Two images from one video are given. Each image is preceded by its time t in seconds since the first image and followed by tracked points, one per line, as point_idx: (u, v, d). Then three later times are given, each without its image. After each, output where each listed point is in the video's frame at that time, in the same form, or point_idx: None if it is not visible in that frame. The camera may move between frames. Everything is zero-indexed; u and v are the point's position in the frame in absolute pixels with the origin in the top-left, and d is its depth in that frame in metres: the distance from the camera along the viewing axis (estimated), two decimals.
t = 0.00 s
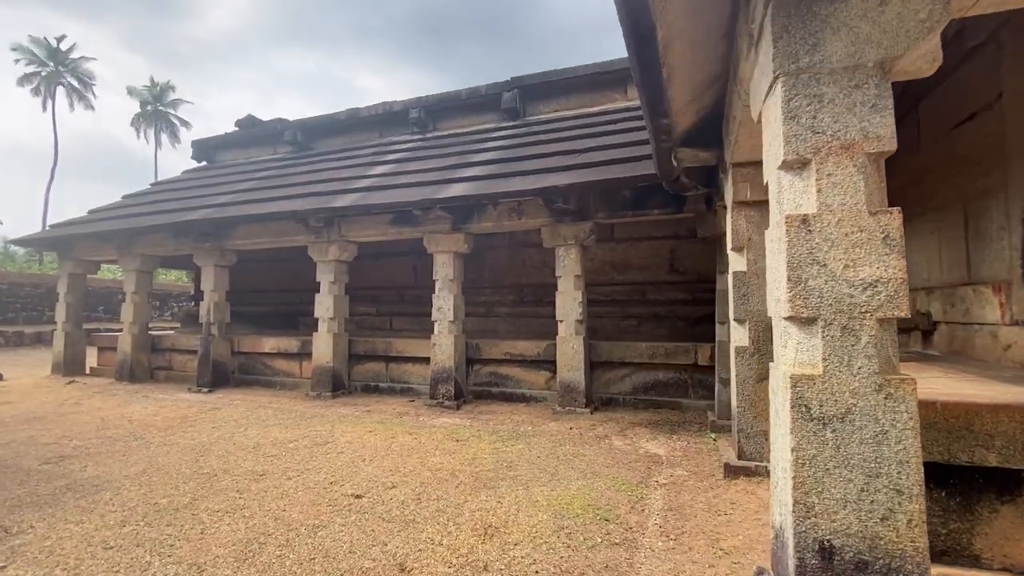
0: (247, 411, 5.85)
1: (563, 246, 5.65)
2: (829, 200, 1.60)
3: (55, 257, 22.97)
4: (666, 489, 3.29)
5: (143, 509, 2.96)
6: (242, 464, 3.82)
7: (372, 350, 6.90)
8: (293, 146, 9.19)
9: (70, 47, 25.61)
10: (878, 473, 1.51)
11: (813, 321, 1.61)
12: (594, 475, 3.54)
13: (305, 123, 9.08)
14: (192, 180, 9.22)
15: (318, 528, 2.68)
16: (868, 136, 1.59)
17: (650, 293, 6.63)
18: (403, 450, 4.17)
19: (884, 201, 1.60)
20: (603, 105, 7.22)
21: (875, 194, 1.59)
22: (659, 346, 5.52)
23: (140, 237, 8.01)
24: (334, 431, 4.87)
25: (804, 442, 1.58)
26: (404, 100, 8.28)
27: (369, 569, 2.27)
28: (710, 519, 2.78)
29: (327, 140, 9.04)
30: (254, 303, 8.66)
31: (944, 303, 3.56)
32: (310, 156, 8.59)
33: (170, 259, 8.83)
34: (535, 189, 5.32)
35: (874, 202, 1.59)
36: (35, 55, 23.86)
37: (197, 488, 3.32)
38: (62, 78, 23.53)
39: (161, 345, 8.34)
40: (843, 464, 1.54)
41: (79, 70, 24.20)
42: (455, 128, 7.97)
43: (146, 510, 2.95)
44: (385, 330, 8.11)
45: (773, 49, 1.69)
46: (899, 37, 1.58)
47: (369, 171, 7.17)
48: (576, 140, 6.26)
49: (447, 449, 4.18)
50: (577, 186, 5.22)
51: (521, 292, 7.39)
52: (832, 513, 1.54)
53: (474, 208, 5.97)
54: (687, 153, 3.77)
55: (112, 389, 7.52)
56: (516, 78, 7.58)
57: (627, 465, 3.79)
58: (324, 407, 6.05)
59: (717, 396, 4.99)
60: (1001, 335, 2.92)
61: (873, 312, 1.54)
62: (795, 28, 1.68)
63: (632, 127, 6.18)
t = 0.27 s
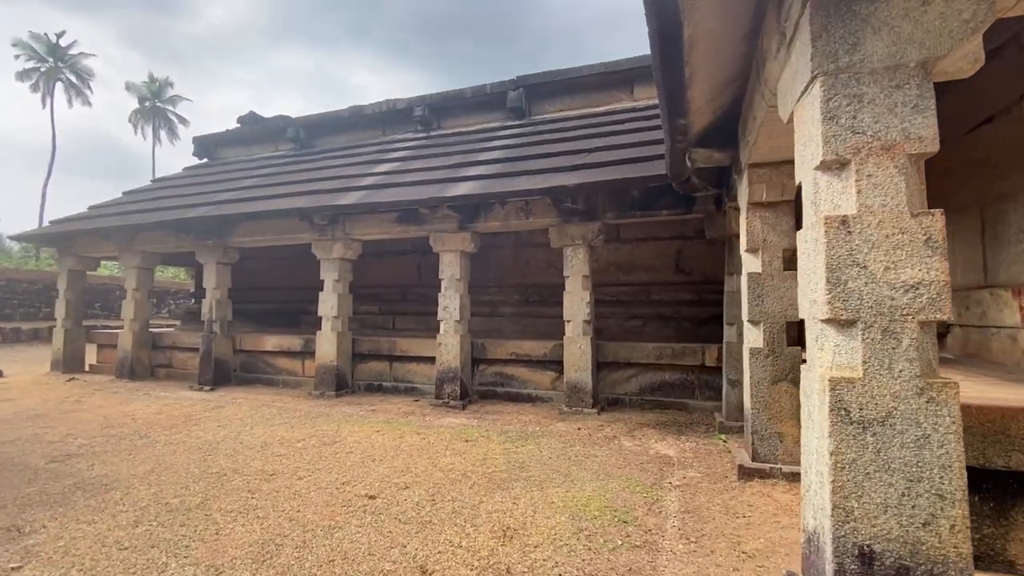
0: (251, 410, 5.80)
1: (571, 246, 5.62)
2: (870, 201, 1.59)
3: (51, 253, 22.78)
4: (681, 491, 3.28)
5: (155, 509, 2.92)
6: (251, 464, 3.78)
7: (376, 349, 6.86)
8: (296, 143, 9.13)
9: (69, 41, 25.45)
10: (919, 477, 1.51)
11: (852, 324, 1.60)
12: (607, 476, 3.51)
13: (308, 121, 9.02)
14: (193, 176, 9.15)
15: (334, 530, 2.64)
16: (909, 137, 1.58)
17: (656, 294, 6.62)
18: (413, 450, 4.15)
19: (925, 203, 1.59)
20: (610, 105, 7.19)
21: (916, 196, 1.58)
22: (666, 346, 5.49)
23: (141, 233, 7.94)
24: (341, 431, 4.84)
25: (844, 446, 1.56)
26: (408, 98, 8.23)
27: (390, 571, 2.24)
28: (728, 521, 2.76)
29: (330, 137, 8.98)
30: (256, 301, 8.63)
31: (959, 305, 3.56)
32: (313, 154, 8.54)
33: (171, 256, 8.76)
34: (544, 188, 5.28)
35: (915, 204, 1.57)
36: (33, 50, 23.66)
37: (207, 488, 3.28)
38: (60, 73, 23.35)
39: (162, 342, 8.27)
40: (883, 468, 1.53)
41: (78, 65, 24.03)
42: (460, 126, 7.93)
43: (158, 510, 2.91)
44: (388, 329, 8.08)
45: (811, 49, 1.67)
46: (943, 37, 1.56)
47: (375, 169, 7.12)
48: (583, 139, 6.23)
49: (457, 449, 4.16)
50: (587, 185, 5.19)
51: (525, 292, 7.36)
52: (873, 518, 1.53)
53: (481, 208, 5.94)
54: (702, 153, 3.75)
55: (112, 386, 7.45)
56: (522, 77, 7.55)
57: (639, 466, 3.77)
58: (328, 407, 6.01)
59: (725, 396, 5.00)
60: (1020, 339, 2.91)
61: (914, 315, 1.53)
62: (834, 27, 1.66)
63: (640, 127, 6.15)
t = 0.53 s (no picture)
0: (256, 410, 5.76)
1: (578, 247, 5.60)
2: (907, 204, 1.58)
3: (47, 251, 22.62)
4: (695, 494, 3.26)
5: (167, 512, 2.88)
6: (261, 465, 3.75)
7: (381, 349, 6.83)
8: (299, 142, 9.09)
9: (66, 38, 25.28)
10: (957, 482, 1.50)
11: (889, 328, 1.59)
12: (621, 479, 3.50)
13: (312, 119, 8.97)
14: (194, 174, 9.09)
15: (351, 533, 2.62)
16: (947, 140, 1.57)
17: (662, 295, 6.61)
18: (422, 451, 4.13)
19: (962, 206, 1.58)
20: (616, 106, 7.18)
21: (954, 200, 1.57)
22: (674, 348, 5.49)
23: (142, 232, 7.88)
24: (348, 432, 4.80)
25: (881, 451, 1.55)
26: (413, 97, 8.20)
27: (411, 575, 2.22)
28: (747, 524, 2.74)
29: (334, 136, 8.94)
30: (258, 300, 8.58)
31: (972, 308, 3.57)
32: (317, 152, 8.50)
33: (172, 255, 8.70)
34: (553, 189, 5.26)
35: (953, 208, 1.56)
36: (29, 46, 23.47)
37: (218, 489, 3.24)
38: (57, 70, 23.17)
39: (163, 342, 8.21)
40: (921, 473, 1.52)
41: (75, 62, 23.85)
42: (465, 126, 7.91)
43: (170, 512, 2.88)
44: (391, 329, 8.05)
45: (848, 51, 1.67)
46: (982, 40, 1.56)
47: (380, 169, 7.08)
48: (591, 140, 6.21)
49: (467, 451, 4.13)
50: (596, 186, 5.18)
51: (530, 293, 7.34)
52: (910, 523, 1.52)
53: (488, 208, 5.91)
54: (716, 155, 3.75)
55: (112, 386, 7.39)
56: (528, 77, 7.53)
57: (651, 468, 3.76)
58: (334, 407, 5.97)
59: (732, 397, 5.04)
60: None
61: (953, 319, 1.52)
62: (870, 29, 1.66)
63: (647, 128, 6.15)
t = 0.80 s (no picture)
0: (258, 410, 5.69)
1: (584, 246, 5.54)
2: (946, 200, 1.54)
3: (43, 249, 22.47)
4: (709, 496, 3.22)
5: (172, 513, 2.82)
6: (266, 466, 3.68)
7: (384, 348, 6.77)
8: (300, 139, 9.02)
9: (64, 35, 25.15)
10: (999, 487, 1.45)
11: (927, 328, 1.54)
12: (633, 480, 3.45)
13: (313, 116, 8.91)
14: (195, 171, 9.00)
15: (362, 536, 2.56)
16: (987, 136, 1.53)
17: (667, 295, 6.58)
18: (428, 452, 4.08)
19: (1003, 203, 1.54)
20: (622, 105, 7.14)
21: (994, 197, 1.53)
22: (681, 348, 5.45)
23: (142, 229, 7.79)
24: (353, 432, 4.75)
25: (919, 454, 1.51)
26: (416, 95, 8.15)
27: None
28: (764, 527, 2.70)
29: (336, 134, 8.88)
30: (259, 299, 8.51)
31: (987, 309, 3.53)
32: (319, 150, 8.43)
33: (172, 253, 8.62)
34: (560, 187, 5.21)
35: (993, 204, 1.52)
36: (27, 42, 23.32)
37: (223, 490, 3.18)
38: (54, 67, 23.02)
39: (162, 340, 8.12)
40: (961, 477, 1.47)
41: (73, 58, 23.71)
42: (469, 125, 7.86)
43: (175, 514, 2.81)
44: (394, 329, 8.00)
45: (884, 43, 1.62)
46: None
47: (383, 166, 7.02)
48: (597, 139, 6.16)
49: (474, 451, 4.08)
50: (604, 185, 5.13)
51: (534, 292, 7.29)
52: (950, 529, 1.47)
53: (494, 206, 5.86)
54: (729, 153, 3.71)
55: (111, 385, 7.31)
56: (533, 76, 7.48)
57: (662, 470, 3.71)
58: (336, 407, 5.91)
59: (739, 398, 5.00)
60: None
61: (994, 319, 1.48)
62: (907, 22, 1.61)
63: (654, 127, 6.11)
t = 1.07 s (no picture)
0: (261, 410, 5.61)
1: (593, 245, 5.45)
2: (1000, 196, 1.45)
3: (44, 248, 22.41)
4: (727, 502, 3.13)
5: (175, 518, 2.74)
6: (271, 469, 3.60)
7: (388, 348, 6.68)
8: (304, 137, 8.94)
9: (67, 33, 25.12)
10: None
11: (980, 330, 1.46)
12: (648, 485, 3.36)
13: (317, 114, 8.83)
14: (198, 169, 8.93)
15: (373, 542, 2.48)
16: None
17: (676, 295, 6.49)
18: (435, 454, 4.00)
19: None
20: (630, 103, 7.06)
21: None
22: (691, 349, 5.36)
23: (144, 226, 7.72)
24: (359, 433, 4.67)
25: (972, 464, 1.43)
26: (421, 93, 8.07)
27: None
28: (787, 535, 2.61)
29: (340, 131, 8.80)
30: (262, 298, 8.43)
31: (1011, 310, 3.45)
32: (323, 148, 8.35)
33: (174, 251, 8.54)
34: (569, 185, 5.12)
35: None
36: (29, 40, 23.27)
37: (228, 494, 3.09)
38: (57, 65, 22.97)
39: (164, 339, 8.04)
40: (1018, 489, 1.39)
41: (75, 57, 23.66)
42: (474, 123, 7.77)
43: (179, 519, 2.73)
44: (398, 329, 7.92)
45: (931, 30, 1.54)
46: None
47: (388, 164, 6.94)
48: (606, 136, 6.07)
49: (483, 454, 4.00)
50: (614, 183, 5.04)
51: (540, 292, 7.21)
52: (1007, 544, 1.39)
53: (501, 205, 5.77)
54: (746, 150, 3.63)
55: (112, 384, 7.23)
56: (540, 73, 7.39)
57: (676, 475, 3.63)
58: (340, 407, 5.83)
59: (751, 400, 4.92)
60: None
61: None
62: (956, 7, 1.53)
63: (663, 125, 6.02)
